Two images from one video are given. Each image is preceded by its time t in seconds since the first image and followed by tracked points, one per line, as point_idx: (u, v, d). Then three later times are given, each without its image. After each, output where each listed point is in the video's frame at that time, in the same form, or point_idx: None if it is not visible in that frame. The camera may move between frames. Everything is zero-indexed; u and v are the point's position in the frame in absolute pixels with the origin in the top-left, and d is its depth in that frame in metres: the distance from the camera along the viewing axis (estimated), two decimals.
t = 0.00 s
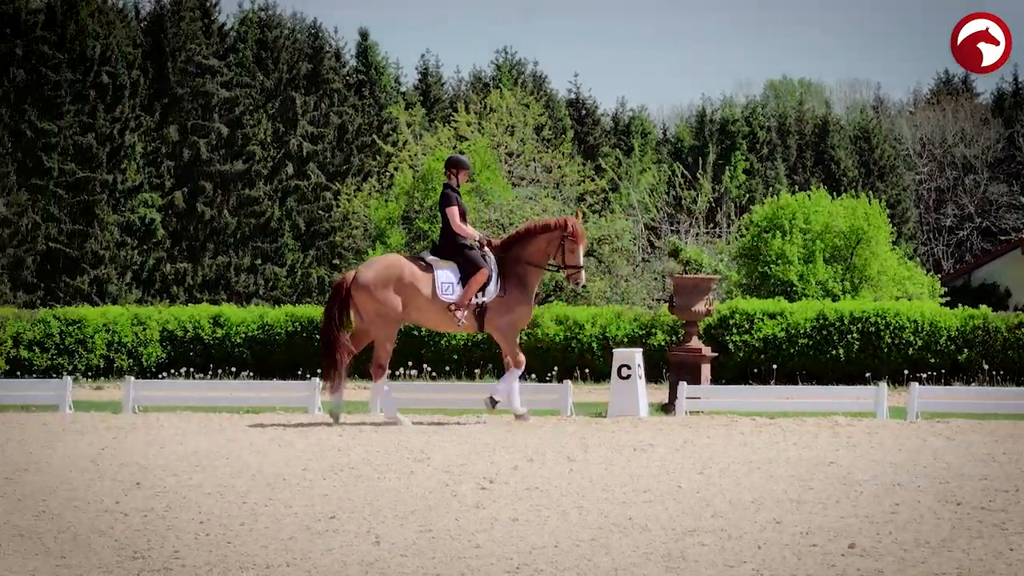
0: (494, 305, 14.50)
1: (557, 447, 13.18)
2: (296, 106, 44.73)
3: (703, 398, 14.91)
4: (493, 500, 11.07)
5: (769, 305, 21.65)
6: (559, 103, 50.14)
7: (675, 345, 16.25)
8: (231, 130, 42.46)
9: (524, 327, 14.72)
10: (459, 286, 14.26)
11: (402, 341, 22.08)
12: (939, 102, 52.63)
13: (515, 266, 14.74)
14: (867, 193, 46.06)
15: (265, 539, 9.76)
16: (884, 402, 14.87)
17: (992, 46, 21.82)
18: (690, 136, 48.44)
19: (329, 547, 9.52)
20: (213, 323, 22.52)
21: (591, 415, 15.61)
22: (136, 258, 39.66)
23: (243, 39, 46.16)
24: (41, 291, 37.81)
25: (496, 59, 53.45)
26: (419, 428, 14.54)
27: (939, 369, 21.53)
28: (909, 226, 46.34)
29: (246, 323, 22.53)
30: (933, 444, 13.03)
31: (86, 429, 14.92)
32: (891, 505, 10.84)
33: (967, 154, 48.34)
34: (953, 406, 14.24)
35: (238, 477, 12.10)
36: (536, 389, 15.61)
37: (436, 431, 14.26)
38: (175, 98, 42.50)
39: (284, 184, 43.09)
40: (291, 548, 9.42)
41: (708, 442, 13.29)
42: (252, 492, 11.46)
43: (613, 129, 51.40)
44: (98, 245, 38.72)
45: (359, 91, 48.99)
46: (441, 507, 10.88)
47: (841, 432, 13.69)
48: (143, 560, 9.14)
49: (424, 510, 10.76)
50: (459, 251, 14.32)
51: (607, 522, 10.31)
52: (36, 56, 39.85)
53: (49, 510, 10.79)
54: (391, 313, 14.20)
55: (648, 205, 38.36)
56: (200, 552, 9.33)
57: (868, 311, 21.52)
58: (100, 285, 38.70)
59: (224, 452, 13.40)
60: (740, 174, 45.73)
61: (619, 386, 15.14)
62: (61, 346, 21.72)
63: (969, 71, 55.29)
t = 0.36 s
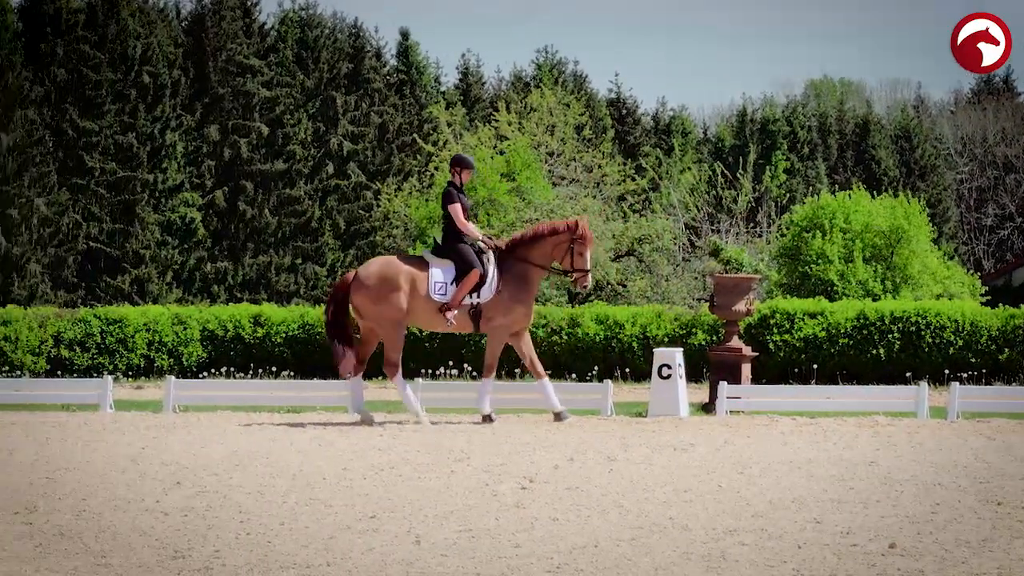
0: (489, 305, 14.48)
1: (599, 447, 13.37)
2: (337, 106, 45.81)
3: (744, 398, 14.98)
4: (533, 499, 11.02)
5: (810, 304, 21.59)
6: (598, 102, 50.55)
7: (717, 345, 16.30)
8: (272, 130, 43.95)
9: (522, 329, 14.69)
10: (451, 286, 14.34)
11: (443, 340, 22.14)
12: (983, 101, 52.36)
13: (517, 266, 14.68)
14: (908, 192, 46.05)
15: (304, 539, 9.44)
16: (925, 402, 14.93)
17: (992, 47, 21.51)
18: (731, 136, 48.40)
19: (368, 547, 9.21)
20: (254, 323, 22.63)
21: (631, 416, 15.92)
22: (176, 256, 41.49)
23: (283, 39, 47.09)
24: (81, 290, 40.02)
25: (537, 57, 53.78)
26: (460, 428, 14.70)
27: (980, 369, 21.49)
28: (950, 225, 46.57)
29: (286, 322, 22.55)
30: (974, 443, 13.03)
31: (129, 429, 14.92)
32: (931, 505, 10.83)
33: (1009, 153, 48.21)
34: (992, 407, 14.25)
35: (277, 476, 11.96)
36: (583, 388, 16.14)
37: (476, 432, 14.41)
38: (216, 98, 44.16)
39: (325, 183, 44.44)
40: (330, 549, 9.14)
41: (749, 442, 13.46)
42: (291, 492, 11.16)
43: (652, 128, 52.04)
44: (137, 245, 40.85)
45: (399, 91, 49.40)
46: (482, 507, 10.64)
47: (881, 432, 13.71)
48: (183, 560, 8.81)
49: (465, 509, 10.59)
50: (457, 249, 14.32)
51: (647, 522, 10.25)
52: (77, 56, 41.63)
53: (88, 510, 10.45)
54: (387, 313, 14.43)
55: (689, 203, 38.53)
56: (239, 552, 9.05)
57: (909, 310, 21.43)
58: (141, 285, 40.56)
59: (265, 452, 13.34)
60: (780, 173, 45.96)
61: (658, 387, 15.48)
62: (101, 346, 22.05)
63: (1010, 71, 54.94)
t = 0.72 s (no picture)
0: (499, 305, 14.50)
1: (638, 447, 13.47)
2: (375, 106, 46.42)
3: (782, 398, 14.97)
4: (572, 499, 11.10)
5: (848, 305, 21.51)
6: (636, 103, 50.65)
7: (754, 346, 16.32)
8: (310, 131, 44.59)
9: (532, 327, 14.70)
10: (460, 288, 14.37)
11: (482, 341, 22.23)
12: None
13: (523, 267, 14.79)
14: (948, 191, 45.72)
15: (344, 539, 9.38)
16: (963, 403, 14.90)
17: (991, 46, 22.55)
18: (770, 136, 48.34)
19: (407, 547, 9.21)
20: (292, 323, 22.76)
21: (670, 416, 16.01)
22: (215, 256, 42.50)
23: (321, 40, 48.04)
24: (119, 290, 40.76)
25: (574, 56, 54.00)
26: (498, 429, 14.85)
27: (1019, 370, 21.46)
28: (989, 225, 46.10)
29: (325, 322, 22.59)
30: (1013, 444, 13.01)
31: (170, 428, 14.97)
32: (970, 505, 10.82)
33: None
34: None
35: (317, 474, 12.01)
36: (620, 388, 16.16)
37: (515, 433, 14.53)
38: (254, 98, 44.91)
39: (364, 183, 44.95)
40: (369, 549, 9.11)
41: (787, 443, 13.49)
42: (330, 492, 11.14)
43: (691, 129, 52.01)
44: (176, 245, 41.63)
45: (438, 91, 50.39)
46: (520, 507, 10.73)
47: (919, 432, 13.71)
48: (222, 560, 8.75)
49: (503, 509, 10.66)
50: (462, 251, 14.39)
51: (686, 523, 10.32)
52: (115, 56, 42.54)
53: (127, 510, 10.31)
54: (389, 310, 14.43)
55: (729, 204, 38.49)
56: (277, 552, 9.00)
57: (948, 311, 21.38)
58: (180, 285, 41.42)
59: (305, 451, 13.41)
60: (818, 173, 45.78)
61: (696, 387, 15.53)
62: (140, 346, 22.38)
63: None
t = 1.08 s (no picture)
0: (499, 308, 14.51)
1: (668, 447, 13.54)
2: (405, 107, 47.26)
3: (813, 398, 14.98)
4: (601, 499, 11.14)
5: (878, 305, 21.47)
6: (666, 103, 50.79)
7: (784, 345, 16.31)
8: (341, 130, 45.44)
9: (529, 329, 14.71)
10: (462, 287, 14.22)
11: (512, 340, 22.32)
12: None
13: (521, 270, 14.76)
14: (978, 191, 45.50)
15: (373, 538, 9.37)
16: (993, 403, 14.89)
17: (992, 46, 20.34)
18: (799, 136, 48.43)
19: (437, 547, 9.22)
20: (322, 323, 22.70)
21: (701, 416, 16.04)
22: (245, 255, 43.02)
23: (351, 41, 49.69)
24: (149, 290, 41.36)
25: (603, 56, 54.30)
26: (528, 428, 14.97)
27: None
28: (1020, 225, 45.77)
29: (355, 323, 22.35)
30: None
31: (200, 428, 15.09)
32: (1000, 505, 10.81)
33: None
34: None
35: (347, 473, 12.10)
36: (648, 387, 16.26)
37: (544, 432, 14.63)
38: (285, 98, 45.37)
39: (393, 183, 45.83)
40: (399, 548, 9.11)
41: (817, 442, 13.50)
42: (360, 492, 11.21)
43: (720, 129, 51.67)
44: (206, 245, 42.32)
45: (468, 90, 51.98)
46: (549, 507, 10.80)
47: (950, 432, 13.71)
48: (252, 560, 8.68)
49: (532, 509, 10.71)
50: (463, 252, 14.29)
51: (716, 522, 10.36)
52: (145, 56, 44.01)
53: (157, 510, 10.26)
54: (387, 312, 14.23)
55: (758, 204, 38.55)
56: (307, 550, 8.99)
57: (977, 311, 21.30)
58: (209, 285, 41.96)
59: (335, 451, 13.51)
60: (848, 173, 45.61)
61: (726, 386, 15.57)
62: (170, 346, 22.54)
63: None
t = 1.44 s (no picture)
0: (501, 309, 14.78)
1: (696, 448, 13.58)
2: (433, 107, 47.62)
3: (842, 399, 14.96)
4: (630, 500, 11.20)
5: (907, 306, 21.41)
6: (694, 103, 50.86)
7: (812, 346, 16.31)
8: (369, 131, 45.65)
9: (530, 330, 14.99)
10: (466, 288, 14.48)
11: (541, 341, 22.40)
12: None
13: (524, 271, 14.99)
14: (1010, 193, 45.17)
15: (401, 539, 9.44)
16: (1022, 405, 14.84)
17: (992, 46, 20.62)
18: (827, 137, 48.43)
19: (467, 547, 9.30)
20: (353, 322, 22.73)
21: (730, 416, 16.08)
22: (274, 257, 43.35)
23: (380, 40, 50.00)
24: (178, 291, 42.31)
25: (632, 57, 54.50)
26: (557, 429, 15.06)
27: None
28: None
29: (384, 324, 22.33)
30: None
31: (230, 429, 15.27)
32: None
33: None
34: None
35: (377, 474, 12.21)
36: (676, 388, 16.33)
37: (572, 433, 14.71)
38: (313, 99, 45.68)
39: (423, 184, 46.19)
40: (427, 548, 9.19)
41: (846, 443, 13.51)
42: (389, 493, 11.31)
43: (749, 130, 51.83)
44: (235, 245, 42.99)
45: (497, 91, 52.02)
46: (577, 507, 10.88)
47: (980, 434, 13.68)
48: (282, 561, 8.70)
49: (560, 510, 10.77)
50: (468, 253, 14.54)
51: (744, 523, 10.41)
52: (174, 57, 45.23)
53: (186, 510, 10.34)
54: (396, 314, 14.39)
55: (787, 205, 38.58)
56: (336, 551, 9.05)
57: (1007, 312, 21.13)
58: (238, 285, 42.57)
59: (364, 451, 13.63)
60: (877, 174, 45.32)
61: (755, 387, 15.57)
62: (198, 346, 22.66)
63: None
